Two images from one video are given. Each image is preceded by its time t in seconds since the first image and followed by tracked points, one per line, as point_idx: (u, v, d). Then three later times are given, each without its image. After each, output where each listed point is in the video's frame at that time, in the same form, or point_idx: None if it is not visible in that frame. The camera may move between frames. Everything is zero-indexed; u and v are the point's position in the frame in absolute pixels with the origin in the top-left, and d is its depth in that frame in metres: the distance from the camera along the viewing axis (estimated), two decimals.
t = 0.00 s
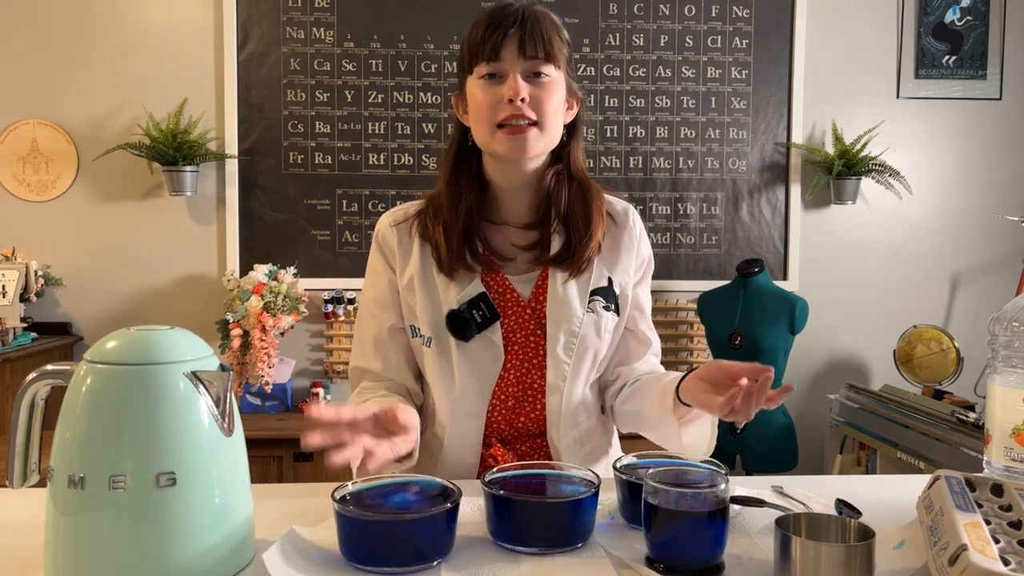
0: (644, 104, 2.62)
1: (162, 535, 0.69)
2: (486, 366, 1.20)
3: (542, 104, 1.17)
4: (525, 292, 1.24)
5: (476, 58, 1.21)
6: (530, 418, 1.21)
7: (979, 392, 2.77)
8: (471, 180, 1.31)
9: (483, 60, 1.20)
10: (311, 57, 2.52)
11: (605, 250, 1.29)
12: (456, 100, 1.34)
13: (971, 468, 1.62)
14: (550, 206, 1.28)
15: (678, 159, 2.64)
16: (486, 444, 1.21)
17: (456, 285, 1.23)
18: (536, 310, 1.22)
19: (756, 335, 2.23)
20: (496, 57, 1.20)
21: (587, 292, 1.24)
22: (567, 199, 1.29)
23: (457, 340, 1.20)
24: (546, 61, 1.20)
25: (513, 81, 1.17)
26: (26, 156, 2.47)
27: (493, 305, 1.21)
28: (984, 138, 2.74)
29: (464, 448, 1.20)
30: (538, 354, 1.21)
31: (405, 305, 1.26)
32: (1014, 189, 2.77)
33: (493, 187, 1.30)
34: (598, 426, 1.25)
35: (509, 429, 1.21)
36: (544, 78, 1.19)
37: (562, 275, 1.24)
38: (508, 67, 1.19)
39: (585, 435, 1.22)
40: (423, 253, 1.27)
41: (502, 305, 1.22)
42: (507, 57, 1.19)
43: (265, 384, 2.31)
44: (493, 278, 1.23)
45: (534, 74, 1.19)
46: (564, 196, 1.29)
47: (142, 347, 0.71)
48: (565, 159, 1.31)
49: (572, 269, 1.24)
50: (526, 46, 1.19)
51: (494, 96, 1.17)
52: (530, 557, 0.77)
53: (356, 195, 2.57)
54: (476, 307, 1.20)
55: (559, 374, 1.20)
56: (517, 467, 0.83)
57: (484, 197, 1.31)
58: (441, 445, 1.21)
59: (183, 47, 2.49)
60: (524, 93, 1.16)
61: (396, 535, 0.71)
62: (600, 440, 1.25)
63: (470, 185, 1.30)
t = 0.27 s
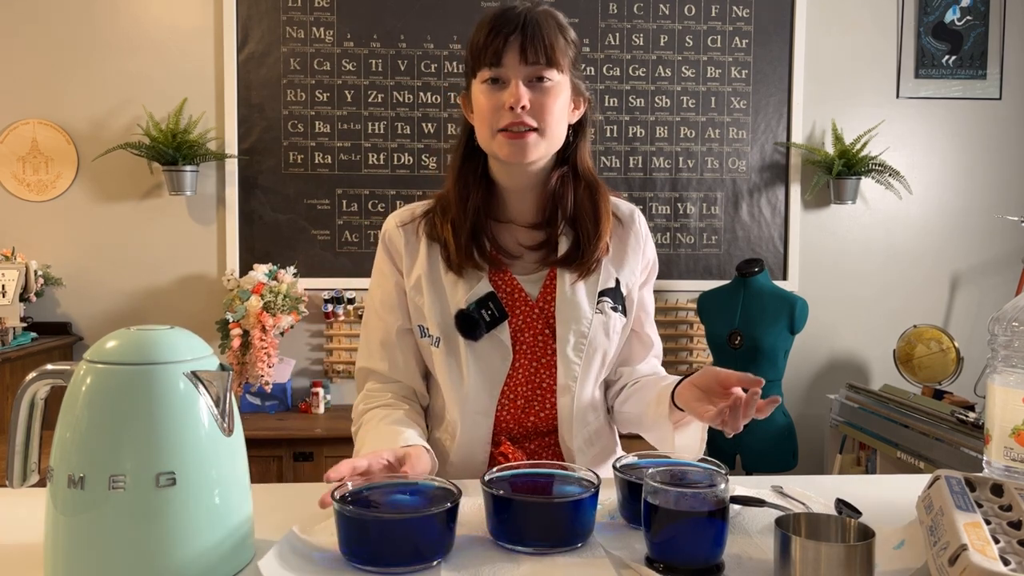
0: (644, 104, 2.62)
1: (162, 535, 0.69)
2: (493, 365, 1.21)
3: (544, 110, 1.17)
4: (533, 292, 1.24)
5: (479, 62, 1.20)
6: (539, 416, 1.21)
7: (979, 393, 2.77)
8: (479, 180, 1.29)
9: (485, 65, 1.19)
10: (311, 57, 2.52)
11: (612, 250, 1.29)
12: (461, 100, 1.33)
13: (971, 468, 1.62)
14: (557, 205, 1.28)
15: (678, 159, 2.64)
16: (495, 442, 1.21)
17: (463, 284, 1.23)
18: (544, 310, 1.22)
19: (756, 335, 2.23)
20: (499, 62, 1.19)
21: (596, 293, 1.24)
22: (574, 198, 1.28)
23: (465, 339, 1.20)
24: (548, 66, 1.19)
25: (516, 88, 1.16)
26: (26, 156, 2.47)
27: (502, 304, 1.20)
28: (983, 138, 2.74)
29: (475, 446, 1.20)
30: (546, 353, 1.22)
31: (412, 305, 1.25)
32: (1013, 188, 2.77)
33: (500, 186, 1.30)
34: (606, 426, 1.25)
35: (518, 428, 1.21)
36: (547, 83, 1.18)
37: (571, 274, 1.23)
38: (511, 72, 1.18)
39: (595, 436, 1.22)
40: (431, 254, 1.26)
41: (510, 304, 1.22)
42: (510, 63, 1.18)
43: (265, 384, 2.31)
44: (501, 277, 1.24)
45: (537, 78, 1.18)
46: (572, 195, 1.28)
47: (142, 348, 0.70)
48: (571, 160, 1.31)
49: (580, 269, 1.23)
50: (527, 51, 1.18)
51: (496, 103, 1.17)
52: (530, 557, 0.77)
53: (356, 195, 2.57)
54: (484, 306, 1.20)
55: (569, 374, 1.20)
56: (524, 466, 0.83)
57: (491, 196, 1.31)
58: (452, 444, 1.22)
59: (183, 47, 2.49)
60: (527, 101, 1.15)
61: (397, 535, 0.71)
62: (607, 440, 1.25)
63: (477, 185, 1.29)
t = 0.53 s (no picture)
0: (644, 105, 2.62)
1: (162, 536, 0.69)
2: (490, 364, 1.21)
3: (549, 109, 1.16)
4: (531, 292, 1.23)
5: (488, 58, 1.21)
6: (536, 416, 1.21)
7: (979, 393, 2.77)
8: (480, 180, 1.30)
9: (494, 61, 1.20)
10: (311, 57, 2.52)
11: (614, 249, 1.28)
12: (467, 99, 1.34)
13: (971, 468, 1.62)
14: (557, 204, 1.27)
15: (678, 159, 2.64)
16: (491, 440, 1.21)
17: (462, 283, 1.23)
18: (542, 310, 1.22)
19: (756, 335, 2.23)
20: (508, 59, 1.19)
21: (594, 295, 1.23)
22: (575, 199, 1.28)
23: (461, 338, 1.20)
24: (556, 65, 1.19)
25: (523, 85, 1.17)
26: (26, 156, 2.47)
27: (498, 304, 1.21)
28: (984, 138, 2.74)
29: (471, 446, 1.20)
30: (544, 353, 1.21)
31: (413, 304, 1.26)
32: (1013, 188, 2.77)
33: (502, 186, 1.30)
34: (609, 429, 1.24)
35: (516, 427, 1.21)
36: (554, 82, 1.19)
37: (569, 274, 1.23)
38: (519, 69, 1.19)
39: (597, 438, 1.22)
40: (431, 252, 1.27)
41: (509, 304, 1.22)
42: (518, 59, 1.19)
43: (265, 384, 2.31)
44: (500, 276, 1.24)
45: (545, 76, 1.19)
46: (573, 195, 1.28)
47: (142, 347, 0.70)
48: (573, 162, 1.31)
49: (579, 269, 1.23)
50: (536, 49, 1.18)
51: (503, 99, 1.17)
52: (530, 557, 0.77)
53: (356, 195, 2.57)
54: (479, 305, 1.20)
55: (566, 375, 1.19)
56: (525, 465, 0.83)
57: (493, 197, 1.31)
58: (447, 443, 1.21)
59: (183, 47, 2.49)
60: (533, 98, 1.16)
61: (398, 535, 0.71)
62: (611, 443, 1.24)
63: (479, 185, 1.29)
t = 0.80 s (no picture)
0: (644, 104, 2.62)
1: (162, 536, 0.69)
2: (493, 366, 1.21)
3: (567, 91, 1.17)
4: (535, 294, 1.24)
5: (506, 46, 1.23)
6: (538, 416, 1.21)
7: (979, 393, 2.77)
8: (488, 182, 1.31)
9: (512, 47, 1.22)
10: (311, 57, 2.52)
11: (622, 254, 1.27)
12: (479, 100, 1.34)
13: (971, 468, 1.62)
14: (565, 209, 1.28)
15: (678, 159, 2.64)
16: (492, 439, 1.21)
17: (467, 285, 1.23)
18: (547, 313, 1.22)
19: (756, 335, 2.23)
20: (525, 45, 1.21)
21: (599, 299, 1.22)
22: (583, 204, 1.29)
23: (465, 339, 1.21)
24: (573, 53, 1.21)
25: (540, 66, 1.18)
26: (26, 156, 2.47)
27: (502, 306, 1.21)
28: (984, 138, 2.74)
29: (471, 445, 1.20)
30: (547, 355, 1.21)
31: (419, 304, 1.27)
32: (1013, 188, 2.77)
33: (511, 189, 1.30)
34: (612, 430, 1.25)
35: (516, 427, 1.22)
36: (572, 68, 1.20)
37: (575, 278, 1.23)
38: (537, 54, 1.21)
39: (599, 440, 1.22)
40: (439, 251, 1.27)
41: (513, 305, 1.23)
42: (536, 45, 1.21)
43: (265, 384, 2.31)
44: (506, 279, 1.24)
45: (561, 63, 1.20)
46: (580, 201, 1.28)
47: (143, 348, 0.70)
48: (584, 162, 1.31)
49: (586, 274, 1.22)
50: (555, 36, 1.21)
51: (520, 80, 1.18)
52: (530, 557, 0.77)
53: (356, 195, 2.57)
54: (484, 307, 1.21)
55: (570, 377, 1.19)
56: (526, 466, 0.83)
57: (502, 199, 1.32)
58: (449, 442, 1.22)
59: (183, 47, 2.49)
60: (551, 77, 1.16)
61: (398, 535, 0.71)
62: (614, 445, 1.24)
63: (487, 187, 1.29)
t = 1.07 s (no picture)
0: (644, 105, 2.62)
1: (162, 536, 0.69)
2: (501, 374, 1.21)
3: (581, 110, 1.17)
4: (545, 303, 1.24)
5: (520, 59, 1.22)
6: (546, 422, 1.21)
7: (979, 393, 2.77)
8: (503, 191, 1.31)
9: (526, 61, 1.21)
10: (311, 57, 2.52)
11: (635, 265, 1.27)
12: (495, 105, 1.33)
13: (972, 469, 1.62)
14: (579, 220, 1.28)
15: (678, 159, 2.64)
16: (499, 445, 1.22)
17: (479, 293, 1.23)
18: (557, 322, 1.22)
19: (756, 335, 2.23)
20: (540, 60, 1.20)
21: (610, 309, 1.22)
22: (597, 216, 1.28)
23: (476, 347, 1.21)
24: (589, 70, 1.20)
25: (554, 85, 1.17)
26: (26, 157, 2.47)
27: (513, 314, 1.21)
28: (983, 138, 2.74)
29: (480, 447, 1.20)
30: (556, 364, 1.21)
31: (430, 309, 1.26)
32: (1013, 188, 2.77)
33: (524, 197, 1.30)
34: (620, 437, 1.24)
35: (523, 432, 1.22)
36: (586, 86, 1.19)
37: (588, 290, 1.23)
38: (551, 70, 1.20)
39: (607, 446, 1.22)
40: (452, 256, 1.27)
41: (523, 314, 1.23)
42: (551, 61, 1.20)
43: (265, 384, 2.31)
44: (518, 289, 1.24)
45: (575, 80, 1.19)
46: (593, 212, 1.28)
47: (143, 348, 0.70)
48: (599, 174, 1.31)
49: (599, 286, 1.22)
50: (570, 53, 1.19)
51: (532, 98, 1.17)
52: (530, 557, 0.77)
53: (356, 196, 2.57)
54: (495, 315, 1.21)
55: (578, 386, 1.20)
56: (527, 466, 0.83)
57: (515, 207, 1.31)
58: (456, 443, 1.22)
59: (183, 47, 2.49)
60: (563, 98, 1.16)
61: (398, 535, 0.71)
62: (620, 450, 1.24)
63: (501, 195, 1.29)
